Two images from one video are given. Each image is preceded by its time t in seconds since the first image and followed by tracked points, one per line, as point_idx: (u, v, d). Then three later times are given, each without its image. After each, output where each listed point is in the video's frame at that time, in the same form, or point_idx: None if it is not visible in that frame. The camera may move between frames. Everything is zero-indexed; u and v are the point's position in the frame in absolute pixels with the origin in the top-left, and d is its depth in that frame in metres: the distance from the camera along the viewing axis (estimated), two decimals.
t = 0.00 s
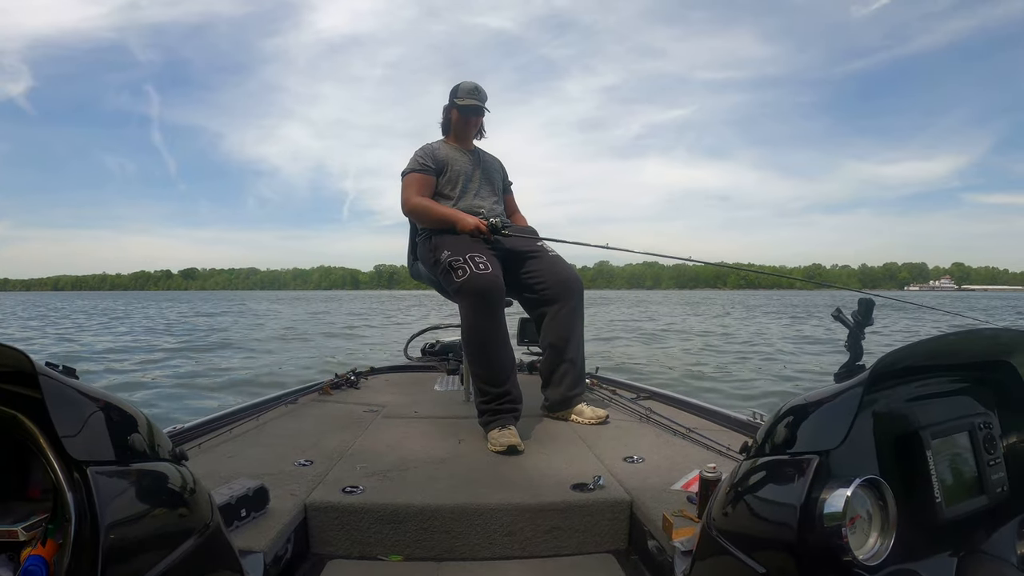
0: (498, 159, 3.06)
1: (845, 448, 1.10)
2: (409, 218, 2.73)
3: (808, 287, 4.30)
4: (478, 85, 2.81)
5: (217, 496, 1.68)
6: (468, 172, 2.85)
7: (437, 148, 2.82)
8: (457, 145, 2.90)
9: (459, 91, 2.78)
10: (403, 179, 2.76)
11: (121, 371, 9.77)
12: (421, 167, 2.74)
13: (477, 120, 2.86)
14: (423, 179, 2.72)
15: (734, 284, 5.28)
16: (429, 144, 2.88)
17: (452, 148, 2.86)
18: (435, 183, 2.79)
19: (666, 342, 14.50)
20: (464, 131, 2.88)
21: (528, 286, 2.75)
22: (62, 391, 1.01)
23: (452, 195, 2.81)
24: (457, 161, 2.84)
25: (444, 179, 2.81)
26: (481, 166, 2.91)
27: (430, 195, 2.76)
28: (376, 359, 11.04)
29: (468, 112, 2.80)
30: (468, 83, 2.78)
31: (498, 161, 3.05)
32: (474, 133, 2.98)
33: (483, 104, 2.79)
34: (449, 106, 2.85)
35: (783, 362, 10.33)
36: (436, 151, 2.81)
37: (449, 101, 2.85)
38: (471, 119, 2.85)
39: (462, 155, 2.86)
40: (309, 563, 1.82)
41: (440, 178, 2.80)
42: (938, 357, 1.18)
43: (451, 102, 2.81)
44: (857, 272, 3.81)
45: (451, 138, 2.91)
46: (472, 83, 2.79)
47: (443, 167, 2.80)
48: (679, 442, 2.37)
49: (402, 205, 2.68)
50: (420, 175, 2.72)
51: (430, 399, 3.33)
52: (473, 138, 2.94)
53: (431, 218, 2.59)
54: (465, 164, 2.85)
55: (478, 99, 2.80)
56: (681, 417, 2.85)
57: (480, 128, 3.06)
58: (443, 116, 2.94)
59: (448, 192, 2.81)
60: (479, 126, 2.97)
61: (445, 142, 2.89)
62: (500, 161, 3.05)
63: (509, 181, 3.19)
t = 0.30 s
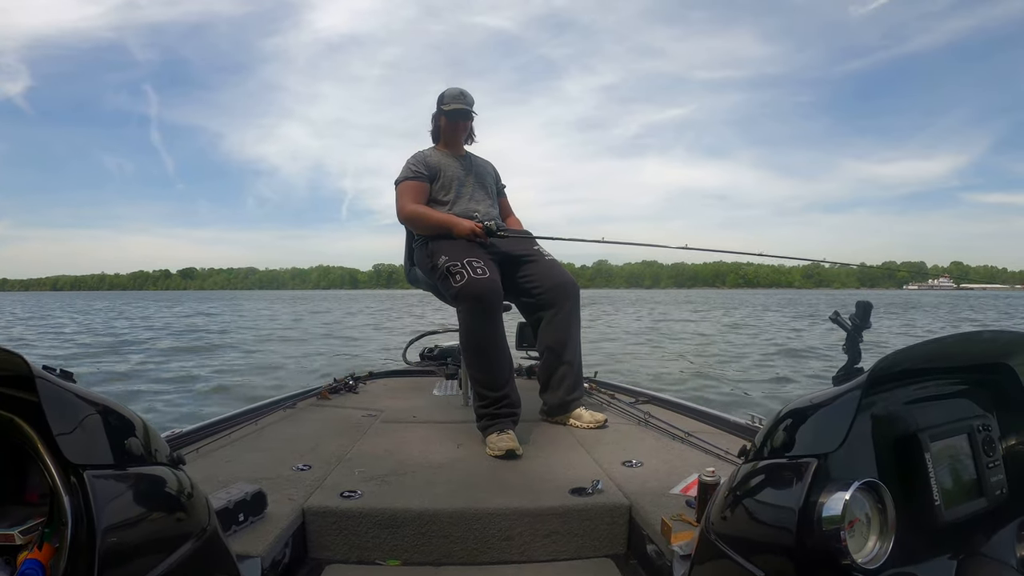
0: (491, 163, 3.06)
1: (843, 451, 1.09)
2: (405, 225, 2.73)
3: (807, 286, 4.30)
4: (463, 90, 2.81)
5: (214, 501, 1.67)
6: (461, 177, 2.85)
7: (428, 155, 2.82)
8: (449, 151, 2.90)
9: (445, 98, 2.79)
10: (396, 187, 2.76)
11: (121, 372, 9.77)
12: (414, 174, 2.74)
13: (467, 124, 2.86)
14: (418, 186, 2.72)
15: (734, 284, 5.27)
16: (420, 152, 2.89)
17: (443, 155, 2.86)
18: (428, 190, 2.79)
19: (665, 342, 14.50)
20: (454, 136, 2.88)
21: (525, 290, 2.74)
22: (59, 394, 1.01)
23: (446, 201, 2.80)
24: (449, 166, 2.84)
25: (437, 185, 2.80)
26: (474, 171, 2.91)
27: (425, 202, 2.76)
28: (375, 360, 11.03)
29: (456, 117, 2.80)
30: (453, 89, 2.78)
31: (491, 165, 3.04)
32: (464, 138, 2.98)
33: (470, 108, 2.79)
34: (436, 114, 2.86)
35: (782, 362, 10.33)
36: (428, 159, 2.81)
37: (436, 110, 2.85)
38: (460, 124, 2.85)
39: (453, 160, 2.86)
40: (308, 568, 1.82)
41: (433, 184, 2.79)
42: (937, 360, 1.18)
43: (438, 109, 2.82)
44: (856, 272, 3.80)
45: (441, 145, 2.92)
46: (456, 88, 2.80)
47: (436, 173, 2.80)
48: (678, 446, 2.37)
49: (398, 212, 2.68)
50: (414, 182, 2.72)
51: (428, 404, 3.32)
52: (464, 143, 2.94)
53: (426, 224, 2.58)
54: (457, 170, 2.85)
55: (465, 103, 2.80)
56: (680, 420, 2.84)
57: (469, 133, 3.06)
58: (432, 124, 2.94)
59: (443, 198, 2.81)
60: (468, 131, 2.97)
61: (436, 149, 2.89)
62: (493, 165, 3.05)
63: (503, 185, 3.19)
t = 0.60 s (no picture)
0: (488, 161, 3.04)
1: (843, 452, 1.08)
2: (403, 224, 2.72)
3: (806, 286, 4.29)
4: (455, 88, 2.80)
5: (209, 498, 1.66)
6: (457, 176, 2.83)
7: (424, 154, 2.81)
8: (444, 150, 2.89)
9: (436, 97, 2.78)
10: (394, 186, 2.75)
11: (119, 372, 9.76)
12: (411, 173, 2.74)
13: (461, 121, 2.84)
14: (415, 185, 2.71)
15: (733, 283, 5.26)
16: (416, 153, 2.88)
17: (439, 154, 2.85)
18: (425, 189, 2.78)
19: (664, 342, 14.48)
20: (450, 134, 2.86)
21: (524, 289, 2.73)
22: (53, 388, 1.00)
23: (444, 199, 2.79)
24: (445, 165, 2.82)
25: (434, 184, 2.79)
26: (470, 169, 2.90)
27: (423, 201, 2.75)
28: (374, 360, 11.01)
29: (450, 115, 2.78)
30: (444, 88, 2.77)
31: (489, 163, 3.03)
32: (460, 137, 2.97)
33: (463, 105, 2.77)
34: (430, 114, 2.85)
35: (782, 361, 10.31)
36: (424, 158, 2.80)
37: (430, 110, 2.84)
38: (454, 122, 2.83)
39: (450, 159, 2.85)
40: (303, 566, 1.81)
41: (430, 183, 2.78)
42: (937, 360, 1.17)
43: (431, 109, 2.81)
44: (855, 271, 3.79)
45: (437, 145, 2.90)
46: (446, 87, 2.78)
47: (433, 172, 2.79)
48: (676, 447, 2.36)
49: (395, 211, 2.67)
50: (411, 181, 2.71)
51: (426, 403, 3.31)
52: (459, 141, 2.92)
53: (424, 223, 2.57)
54: (453, 168, 2.84)
55: (458, 101, 2.78)
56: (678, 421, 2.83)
57: (465, 130, 3.05)
58: (426, 123, 2.93)
59: (440, 196, 2.79)
60: (463, 129, 2.95)
61: (432, 148, 2.88)
62: (490, 164, 3.03)
63: (501, 182, 3.18)
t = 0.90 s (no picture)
0: (490, 156, 3.03)
1: (838, 449, 1.08)
2: (403, 217, 2.71)
3: (805, 286, 4.28)
4: (457, 81, 2.78)
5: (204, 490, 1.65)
6: (458, 171, 2.83)
7: (425, 148, 2.81)
8: (446, 144, 2.88)
9: (439, 90, 2.77)
10: (394, 179, 2.74)
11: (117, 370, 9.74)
12: (411, 168, 2.73)
13: (462, 117, 2.82)
14: (415, 180, 2.71)
15: (732, 283, 5.25)
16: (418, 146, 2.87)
17: (440, 148, 2.84)
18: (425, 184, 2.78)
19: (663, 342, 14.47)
20: (452, 128, 2.85)
21: (523, 285, 2.72)
22: (46, 378, 0.99)
23: (444, 194, 2.78)
24: (447, 159, 2.81)
25: (434, 179, 2.79)
26: (472, 163, 2.89)
27: (423, 195, 2.74)
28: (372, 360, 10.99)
29: (452, 111, 2.77)
30: (447, 81, 2.76)
31: (490, 158, 3.02)
32: (462, 131, 2.96)
33: (465, 98, 2.76)
34: (433, 107, 2.83)
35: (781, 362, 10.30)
36: (425, 152, 2.79)
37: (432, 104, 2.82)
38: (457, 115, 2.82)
39: (451, 153, 2.84)
40: (297, 559, 1.80)
41: (431, 178, 2.78)
42: (934, 358, 1.16)
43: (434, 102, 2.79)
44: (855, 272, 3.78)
45: (439, 138, 2.89)
46: (449, 80, 2.77)
47: (434, 166, 2.78)
48: (672, 444, 2.35)
49: (395, 205, 2.67)
50: (411, 175, 2.71)
51: (422, 399, 3.31)
52: (461, 135, 2.91)
53: (424, 218, 2.57)
54: (454, 163, 2.83)
55: (460, 94, 2.77)
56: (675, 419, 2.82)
57: (467, 124, 3.04)
58: (429, 117, 2.92)
59: (440, 191, 2.79)
60: (466, 123, 2.94)
61: (434, 142, 2.87)
62: (492, 158, 3.02)
63: (503, 177, 3.17)
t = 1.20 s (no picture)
0: (492, 151, 3.03)
1: (836, 445, 1.07)
2: (404, 211, 2.71)
3: (805, 286, 4.28)
4: (463, 73, 2.78)
5: (201, 486, 1.65)
6: (461, 164, 2.82)
7: (429, 141, 2.80)
8: (450, 137, 2.87)
9: (444, 82, 2.76)
10: (396, 172, 2.74)
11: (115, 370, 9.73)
12: (414, 161, 2.72)
13: (467, 106, 2.82)
14: (417, 173, 2.70)
15: (731, 284, 5.26)
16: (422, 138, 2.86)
17: (444, 141, 2.83)
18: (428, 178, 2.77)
19: (662, 342, 14.47)
20: (456, 121, 2.85)
21: (523, 280, 2.72)
22: (42, 375, 0.98)
23: (446, 188, 2.78)
24: (450, 153, 2.81)
25: (437, 172, 2.78)
26: (474, 158, 2.89)
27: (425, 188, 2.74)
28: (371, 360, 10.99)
29: (459, 100, 2.76)
30: (452, 73, 2.75)
31: (492, 153, 3.01)
32: (466, 125, 2.95)
33: (471, 91, 2.75)
34: (437, 99, 2.83)
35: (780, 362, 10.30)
36: (428, 145, 2.78)
37: (437, 94, 2.81)
38: (462, 108, 2.82)
39: (455, 147, 2.84)
40: (294, 555, 1.80)
41: (433, 171, 2.77)
42: (933, 354, 1.16)
43: (439, 94, 2.79)
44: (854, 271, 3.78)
45: (443, 131, 2.89)
46: (455, 73, 2.77)
47: (436, 160, 2.78)
48: (670, 440, 2.35)
49: (396, 198, 2.66)
50: (413, 168, 2.70)
51: (419, 394, 3.30)
52: (465, 129, 2.91)
53: (424, 212, 2.56)
54: (457, 157, 2.83)
55: (466, 87, 2.76)
56: (672, 414, 2.82)
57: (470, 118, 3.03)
58: (433, 109, 2.91)
59: (442, 185, 2.78)
60: (470, 117, 2.94)
61: (438, 135, 2.87)
62: (494, 153, 3.01)
63: (505, 172, 3.17)
